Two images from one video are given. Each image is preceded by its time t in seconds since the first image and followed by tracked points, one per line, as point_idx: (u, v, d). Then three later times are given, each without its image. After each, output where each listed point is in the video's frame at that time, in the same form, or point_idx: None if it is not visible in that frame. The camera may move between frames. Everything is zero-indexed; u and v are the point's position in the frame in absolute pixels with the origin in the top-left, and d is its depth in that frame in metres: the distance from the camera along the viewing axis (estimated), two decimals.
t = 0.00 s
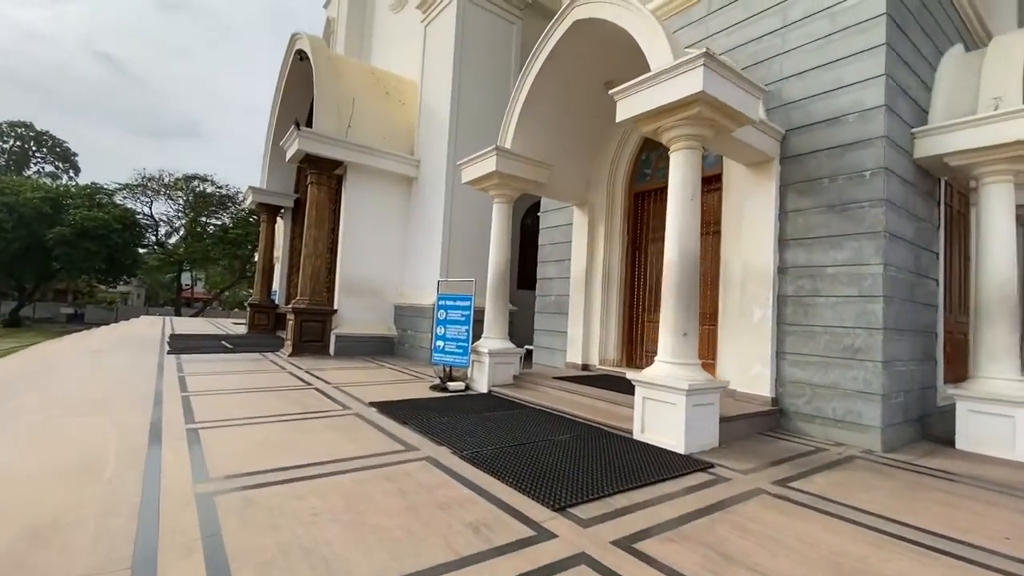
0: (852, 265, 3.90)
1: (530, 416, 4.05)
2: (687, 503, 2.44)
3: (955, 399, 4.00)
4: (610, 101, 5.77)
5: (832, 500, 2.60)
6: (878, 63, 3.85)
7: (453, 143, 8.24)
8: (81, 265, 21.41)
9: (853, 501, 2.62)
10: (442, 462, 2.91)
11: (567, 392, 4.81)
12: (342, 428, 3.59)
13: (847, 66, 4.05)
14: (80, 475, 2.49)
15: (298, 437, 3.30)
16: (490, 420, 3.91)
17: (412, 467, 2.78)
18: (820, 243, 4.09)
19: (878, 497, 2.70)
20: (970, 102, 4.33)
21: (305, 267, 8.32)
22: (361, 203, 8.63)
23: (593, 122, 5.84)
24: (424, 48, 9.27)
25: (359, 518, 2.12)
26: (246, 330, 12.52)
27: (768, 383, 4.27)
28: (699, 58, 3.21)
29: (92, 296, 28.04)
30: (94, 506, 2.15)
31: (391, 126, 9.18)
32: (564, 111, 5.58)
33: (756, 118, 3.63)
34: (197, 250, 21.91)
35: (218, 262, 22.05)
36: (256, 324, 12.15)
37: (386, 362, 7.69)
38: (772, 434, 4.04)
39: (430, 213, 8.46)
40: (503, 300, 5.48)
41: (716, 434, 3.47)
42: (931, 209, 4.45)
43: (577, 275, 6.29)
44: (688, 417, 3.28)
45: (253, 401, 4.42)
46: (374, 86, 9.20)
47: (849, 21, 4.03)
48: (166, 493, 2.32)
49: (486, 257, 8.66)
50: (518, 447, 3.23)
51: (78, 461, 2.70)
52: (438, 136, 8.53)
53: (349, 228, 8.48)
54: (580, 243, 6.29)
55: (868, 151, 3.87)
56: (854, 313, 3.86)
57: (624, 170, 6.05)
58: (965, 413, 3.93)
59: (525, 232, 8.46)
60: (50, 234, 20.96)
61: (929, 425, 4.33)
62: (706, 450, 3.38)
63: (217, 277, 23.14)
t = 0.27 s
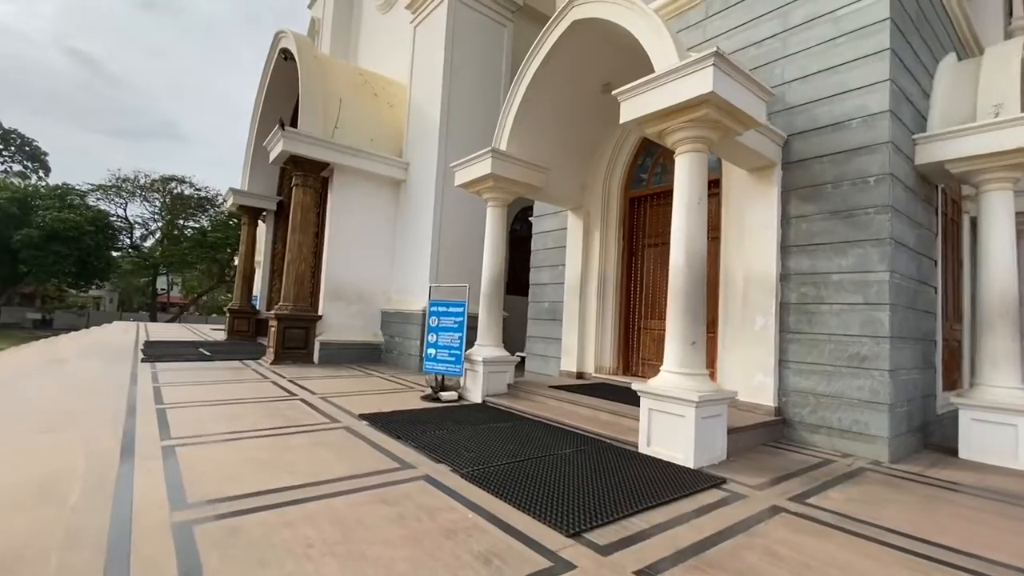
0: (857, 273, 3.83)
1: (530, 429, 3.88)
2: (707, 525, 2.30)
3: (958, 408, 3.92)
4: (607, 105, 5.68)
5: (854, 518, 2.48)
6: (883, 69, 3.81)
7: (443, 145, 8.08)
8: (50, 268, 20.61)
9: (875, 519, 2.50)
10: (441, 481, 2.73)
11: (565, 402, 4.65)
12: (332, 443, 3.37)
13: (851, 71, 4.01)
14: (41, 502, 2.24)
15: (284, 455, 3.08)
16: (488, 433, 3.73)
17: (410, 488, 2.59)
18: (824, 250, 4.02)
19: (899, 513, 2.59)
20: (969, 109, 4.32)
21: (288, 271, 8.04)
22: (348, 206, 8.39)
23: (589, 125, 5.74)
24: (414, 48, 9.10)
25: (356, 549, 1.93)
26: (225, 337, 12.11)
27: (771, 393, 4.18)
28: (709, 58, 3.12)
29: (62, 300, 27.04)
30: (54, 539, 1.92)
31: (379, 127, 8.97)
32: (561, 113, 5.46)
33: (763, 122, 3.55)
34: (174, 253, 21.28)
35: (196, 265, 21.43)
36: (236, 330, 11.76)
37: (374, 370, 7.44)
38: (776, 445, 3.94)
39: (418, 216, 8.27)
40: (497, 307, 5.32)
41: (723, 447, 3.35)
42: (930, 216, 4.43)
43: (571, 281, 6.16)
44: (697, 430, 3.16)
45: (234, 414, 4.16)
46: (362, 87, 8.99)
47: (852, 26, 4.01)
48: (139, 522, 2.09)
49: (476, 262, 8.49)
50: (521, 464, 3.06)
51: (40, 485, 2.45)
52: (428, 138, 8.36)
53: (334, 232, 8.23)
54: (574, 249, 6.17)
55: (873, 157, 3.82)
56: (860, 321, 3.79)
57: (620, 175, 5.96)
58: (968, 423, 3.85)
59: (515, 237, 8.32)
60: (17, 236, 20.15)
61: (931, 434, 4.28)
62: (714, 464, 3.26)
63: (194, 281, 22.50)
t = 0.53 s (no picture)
0: (860, 275, 3.78)
1: (529, 437, 3.74)
2: (728, 542, 2.19)
3: (958, 411, 3.88)
4: (602, 105, 5.59)
5: (875, 531, 2.39)
6: (885, 70, 3.78)
7: (432, 145, 7.91)
8: (17, 270, 19.80)
9: (895, 530, 2.42)
10: (443, 497, 2.57)
11: (562, 408, 4.52)
12: (323, 455, 3.18)
13: (851, 72, 3.98)
14: (3, 528, 2.03)
15: (273, 470, 2.88)
16: (486, 443, 3.58)
17: (410, 506, 2.42)
18: (826, 253, 3.97)
19: (918, 524, 2.52)
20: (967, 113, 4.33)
21: (271, 274, 7.76)
22: (333, 206, 8.16)
23: (584, 125, 5.65)
24: (402, 46, 8.92)
25: None
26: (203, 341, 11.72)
27: (773, 397, 4.11)
28: (718, 55, 3.03)
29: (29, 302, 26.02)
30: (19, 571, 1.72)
31: (366, 126, 8.75)
32: (556, 113, 5.35)
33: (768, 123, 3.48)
34: (149, 254, 20.62)
35: (172, 267, 20.80)
36: (215, 333, 11.38)
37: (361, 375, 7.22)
38: (780, 451, 3.87)
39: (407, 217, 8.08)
40: (491, 310, 5.18)
41: (730, 455, 3.26)
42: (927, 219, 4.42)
43: (565, 284, 6.04)
44: (706, 438, 3.06)
45: (216, 424, 3.93)
46: (349, 84, 8.77)
47: (853, 27, 3.98)
48: (115, 548, 1.90)
49: (466, 264, 8.33)
50: (524, 476, 2.92)
51: (1, 508, 2.22)
52: (416, 138, 8.18)
53: (319, 233, 7.98)
54: (569, 251, 6.06)
55: (875, 159, 3.78)
56: (863, 324, 3.74)
57: (615, 176, 5.87)
58: (969, 425, 3.80)
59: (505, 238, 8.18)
60: None
61: (930, 438, 4.25)
62: (722, 472, 3.16)
63: (170, 283, 21.85)
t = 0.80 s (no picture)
0: (862, 275, 3.74)
1: (528, 444, 3.60)
2: (751, 557, 2.08)
3: (957, 410, 3.89)
4: (595, 101, 5.47)
5: (896, 538, 2.31)
6: (885, 67, 3.74)
7: (418, 140, 7.69)
8: None
9: (915, 537, 2.35)
10: (445, 513, 2.40)
11: (558, 411, 4.38)
12: (312, 466, 2.98)
13: (850, 69, 3.92)
14: None
15: (258, 485, 2.67)
16: (483, 451, 3.42)
17: (411, 524, 2.25)
18: (827, 252, 3.92)
19: (936, 529, 2.45)
20: (961, 112, 4.34)
21: (249, 273, 7.43)
22: (314, 203, 7.87)
23: (576, 121, 5.51)
24: (385, 38, 8.66)
25: None
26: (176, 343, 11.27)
27: (774, 399, 4.05)
28: (727, 47, 2.92)
29: None
30: None
31: (348, 120, 8.47)
32: (549, 108, 5.20)
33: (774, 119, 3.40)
34: (117, 253, 19.81)
35: (142, 266, 20.02)
36: (188, 335, 10.94)
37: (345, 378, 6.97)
38: (782, 454, 3.81)
39: (392, 215, 7.85)
40: (483, 311, 5.01)
41: (737, 460, 3.17)
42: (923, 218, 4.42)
43: (557, 284, 5.91)
44: (715, 444, 2.95)
45: (193, 433, 3.68)
46: (329, 77, 8.47)
47: (851, 24, 3.92)
48: None
49: (453, 263, 8.13)
50: (529, 488, 2.76)
51: None
52: (401, 133, 7.95)
53: (299, 230, 7.68)
54: (561, 250, 5.93)
55: (876, 157, 3.74)
56: (865, 324, 3.70)
57: (608, 174, 5.76)
58: (968, 424, 3.83)
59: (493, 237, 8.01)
60: None
61: (926, 437, 4.25)
62: (729, 478, 3.07)
63: (140, 283, 21.05)
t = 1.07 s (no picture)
0: (860, 270, 3.72)
1: (526, 445, 3.47)
2: (774, 564, 1.99)
3: (951, 404, 3.92)
4: (587, 92, 5.34)
5: (913, 539, 2.26)
6: (885, 60, 3.70)
7: (401, 131, 7.46)
8: None
9: (931, 537, 2.30)
10: (449, 523, 2.25)
11: (553, 410, 4.26)
12: (300, 474, 2.79)
13: (850, 62, 3.88)
14: None
15: (242, 497, 2.47)
16: (481, 454, 3.28)
17: (414, 537, 2.09)
18: (825, 246, 3.88)
19: (950, 528, 2.41)
20: (953, 108, 4.35)
21: (223, 269, 7.09)
22: (292, 196, 7.56)
23: (568, 113, 5.38)
24: (366, 25, 8.36)
25: None
26: (144, 342, 10.77)
27: (771, 395, 4.00)
28: (737, 33, 2.82)
29: None
30: None
31: (328, 110, 8.17)
32: (541, 98, 5.06)
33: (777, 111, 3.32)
34: (79, 248, 18.90)
35: (107, 262, 19.15)
36: (159, 334, 10.47)
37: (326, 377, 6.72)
38: (781, 451, 3.77)
39: (374, 209, 7.61)
40: (474, 307, 4.86)
41: (742, 459, 3.10)
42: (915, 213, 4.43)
43: (548, 279, 5.79)
44: (722, 444, 2.87)
45: (167, 439, 3.43)
46: (308, 64, 8.14)
47: (852, 15, 3.87)
48: None
49: (438, 258, 7.93)
50: (533, 494, 2.63)
51: None
52: (383, 124, 7.69)
53: (277, 224, 7.36)
54: (551, 245, 5.80)
55: (876, 151, 3.72)
56: (864, 320, 3.67)
57: (599, 167, 5.65)
58: (962, 418, 3.86)
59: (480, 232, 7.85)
60: None
61: (918, 431, 4.28)
62: (735, 478, 2.99)
63: (105, 279, 20.15)
